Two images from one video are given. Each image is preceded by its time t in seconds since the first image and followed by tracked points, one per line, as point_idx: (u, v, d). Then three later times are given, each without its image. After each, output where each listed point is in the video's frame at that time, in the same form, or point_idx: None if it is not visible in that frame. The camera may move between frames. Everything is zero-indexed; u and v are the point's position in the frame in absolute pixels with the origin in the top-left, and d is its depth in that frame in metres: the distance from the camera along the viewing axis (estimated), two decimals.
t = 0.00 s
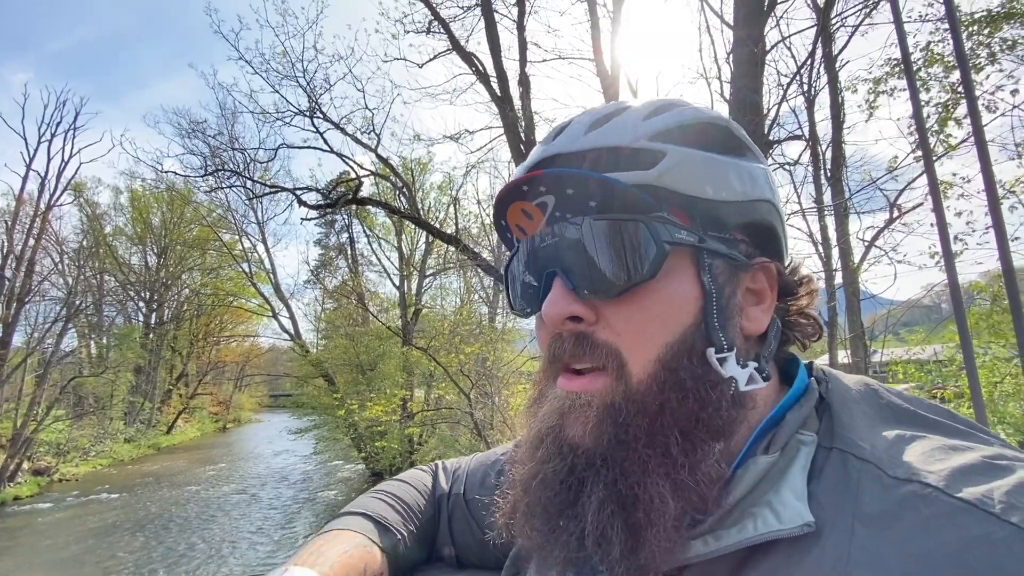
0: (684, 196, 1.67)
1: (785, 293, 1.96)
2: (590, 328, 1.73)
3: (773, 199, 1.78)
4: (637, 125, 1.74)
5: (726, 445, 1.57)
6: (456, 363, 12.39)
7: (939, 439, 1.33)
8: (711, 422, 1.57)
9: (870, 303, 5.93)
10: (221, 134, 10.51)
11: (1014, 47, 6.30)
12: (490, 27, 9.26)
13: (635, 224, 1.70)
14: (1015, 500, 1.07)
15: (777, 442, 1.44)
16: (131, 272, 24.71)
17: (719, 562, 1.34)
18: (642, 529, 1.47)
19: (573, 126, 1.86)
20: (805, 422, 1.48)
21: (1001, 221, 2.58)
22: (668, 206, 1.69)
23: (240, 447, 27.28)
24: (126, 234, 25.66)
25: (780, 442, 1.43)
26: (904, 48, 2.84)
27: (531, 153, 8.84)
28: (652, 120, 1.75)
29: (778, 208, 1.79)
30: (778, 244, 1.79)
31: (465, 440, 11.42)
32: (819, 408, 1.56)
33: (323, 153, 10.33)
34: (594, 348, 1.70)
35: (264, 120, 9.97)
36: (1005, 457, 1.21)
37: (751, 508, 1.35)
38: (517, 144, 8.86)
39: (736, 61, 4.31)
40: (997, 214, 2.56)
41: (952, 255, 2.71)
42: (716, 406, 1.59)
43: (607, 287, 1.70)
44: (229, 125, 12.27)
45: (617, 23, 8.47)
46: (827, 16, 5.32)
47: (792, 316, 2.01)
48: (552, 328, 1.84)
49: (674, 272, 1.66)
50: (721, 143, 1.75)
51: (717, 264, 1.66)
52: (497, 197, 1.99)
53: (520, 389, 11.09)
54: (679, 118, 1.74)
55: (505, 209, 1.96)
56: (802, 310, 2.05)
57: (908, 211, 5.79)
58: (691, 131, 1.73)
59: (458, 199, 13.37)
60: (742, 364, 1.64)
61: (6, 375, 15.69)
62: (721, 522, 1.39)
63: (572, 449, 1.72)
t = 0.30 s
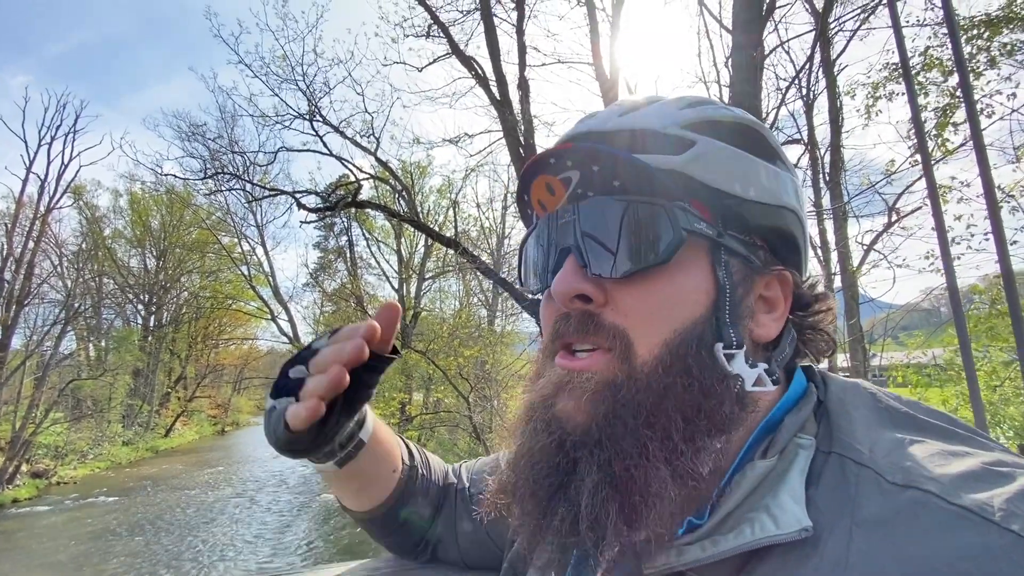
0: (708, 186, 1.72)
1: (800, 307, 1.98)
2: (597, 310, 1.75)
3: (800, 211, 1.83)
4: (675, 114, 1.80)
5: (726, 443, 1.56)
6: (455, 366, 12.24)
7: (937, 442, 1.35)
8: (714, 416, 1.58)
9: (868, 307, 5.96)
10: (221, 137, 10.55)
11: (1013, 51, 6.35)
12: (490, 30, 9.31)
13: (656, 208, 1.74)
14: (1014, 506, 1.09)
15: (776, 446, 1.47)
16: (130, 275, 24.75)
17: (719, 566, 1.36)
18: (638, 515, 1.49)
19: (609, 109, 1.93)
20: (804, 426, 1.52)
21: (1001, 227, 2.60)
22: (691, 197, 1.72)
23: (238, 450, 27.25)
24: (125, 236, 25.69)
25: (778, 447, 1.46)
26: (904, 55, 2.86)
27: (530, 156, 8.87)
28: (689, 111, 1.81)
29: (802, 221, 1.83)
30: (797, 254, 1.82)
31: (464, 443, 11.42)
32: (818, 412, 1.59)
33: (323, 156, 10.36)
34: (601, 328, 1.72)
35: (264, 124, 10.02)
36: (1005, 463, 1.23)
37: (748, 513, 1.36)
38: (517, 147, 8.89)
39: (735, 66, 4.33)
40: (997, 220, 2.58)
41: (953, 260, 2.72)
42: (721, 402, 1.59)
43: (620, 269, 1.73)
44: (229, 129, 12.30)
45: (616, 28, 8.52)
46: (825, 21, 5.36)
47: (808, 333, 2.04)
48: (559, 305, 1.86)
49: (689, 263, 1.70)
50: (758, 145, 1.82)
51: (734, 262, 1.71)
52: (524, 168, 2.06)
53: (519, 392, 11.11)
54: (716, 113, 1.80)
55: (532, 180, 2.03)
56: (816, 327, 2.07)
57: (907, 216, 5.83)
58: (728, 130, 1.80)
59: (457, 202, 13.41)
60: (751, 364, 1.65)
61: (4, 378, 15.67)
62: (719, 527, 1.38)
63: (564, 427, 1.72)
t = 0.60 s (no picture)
0: (679, 189, 1.69)
1: (785, 299, 1.91)
2: (572, 318, 1.74)
3: (783, 200, 1.80)
4: (645, 115, 1.75)
5: (702, 446, 1.58)
6: (455, 368, 12.26)
7: (925, 433, 1.36)
8: (684, 426, 1.57)
9: (868, 310, 5.96)
10: (221, 139, 10.55)
11: (1012, 55, 6.34)
12: (491, 33, 9.32)
13: (624, 216, 1.71)
14: (996, 494, 1.09)
15: (766, 437, 1.47)
16: (130, 277, 24.73)
17: (707, 558, 1.38)
18: (608, 527, 1.50)
19: (578, 113, 1.87)
20: (794, 417, 1.52)
21: (996, 229, 2.59)
22: (664, 202, 1.69)
23: (238, 453, 27.17)
24: (126, 239, 25.67)
25: (769, 438, 1.46)
26: (899, 56, 2.85)
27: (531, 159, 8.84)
28: (661, 110, 1.77)
29: (786, 211, 1.80)
30: (782, 246, 1.80)
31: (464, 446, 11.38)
32: (808, 403, 1.60)
33: (323, 159, 10.35)
34: (575, 338, 1.71)
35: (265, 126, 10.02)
36: (989, 452, 1.24)
37: (739, 503, 1.36)
38: (517, 149, 8.89)
39: (734, 68, 4.31)
40: (992, 222, 2.57)
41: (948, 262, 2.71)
42: (690, 410, 1.59)
43: (592, 280, 1.72)
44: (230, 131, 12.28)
45: (617, 31, 8.51)
46: (824, 25, 5.35)
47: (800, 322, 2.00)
48: (536, 314, 1.86)
49: (661, 267, 1.68)
50: (735, 137, 1.79)
51: (710, 263, 1.67)
52: (498, 178, 2.01)
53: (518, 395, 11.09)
54: (686, 108, 1.76)
55: (504, 191, 1.97)
56: (805, 318, 2.01)
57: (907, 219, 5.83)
58: (701, 124, 1.76)
59: (458, 204, 13.40)
60: (726, 366, 1.64)
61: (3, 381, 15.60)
62: (709, 519, 1.39)
63: (543, 439, 1.73)
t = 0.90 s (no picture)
0: (699, 196, 1.66)
1: (800, 311, 1.86)
2: (587, 313, 1.77)
3: (806, 214, 1.75)
4: (667, 123, 1.73)
5: (707, 444, 1.55)
6: (456, 369, 12.30)
7: (932, 440, 1.30)
8: (689, 422, 1.56)
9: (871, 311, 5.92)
10: (224, 141, 10.62)
11: (1015, 58, 6.35)
12: (493, 36, 9.37)
13: (642, 218, 1.71)
14: (1002, 503, 1.06)
15: (771, 442, 1.43)
16: (133, 278, 24.84)
17: (714, 558, 1.31)
18: (609, 508, 1.54)
19: (606, 118, 1.87)
20: (800, 424, 1.47)
21: (1000, 232, 2.59)
22: (681, 207, 1.68)
23: (240, 454, 27.25)
24: (129, 240, 25.78)
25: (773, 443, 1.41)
26: (904, 60, 2.86)
27: (532, 161, 8.85)
28: (685, 119, 1.73)
29: (808, 225, 1.74)
30: (801, 258, 1.75)
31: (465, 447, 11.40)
32: (813, 411, 1.53)
33: (325, 161, 10.41)
34: (587, 331, 1.74)
35: (268, 128, 10.08)
36: (996, 459, 1.20)
37: (744, 507, 1.32)
38: (519, 152, 8.94)
39: (737, 70, 4.32)
40: (996, 225, 2.57)
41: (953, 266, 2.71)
42: (695, 406, 1.57)
43: (609, 275, 1.72)
44: (232, 133, 12.33)
45: (618, 33, 8.54)
46: (826, 26, 5.36)
47: (813, 333, 1.93)
48: (554, 306, 1.89)
49: (674, 268, 1.67)
50: (757, 150, 1.74)
51: (724, 268, 1.65)
52: (527, 176, 2.04)
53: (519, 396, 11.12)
54: (713, 118, 1.71)
55: (530, 189, 2.00)
56: (823, 329, 1.96)
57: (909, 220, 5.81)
58: (726, 136, 1.72)
59: (460, 206, 13.43)
60: (736, 368, 1.60)
61: (7, 381, 15.73)
62: (714, 521, 1.34)
63: (552, 422, 1.77)
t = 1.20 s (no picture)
0: (700, 189, 1.66)
1: (806, 309, 1.78)
2: (588, 306, 1.77)
3: (813, 212, 1.72)
4: (671, 118, 1.74)
5: (707, 440, 1.53)
6: (458, 369, 12.31)
7: (940, 441, 1.29)
8: (685, 415, 1.55)
9: (874, 311, 5.91)
10: (227, 141, 10.63)
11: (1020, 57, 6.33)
12: (495, 35, 9.36)
13: (641, 212, 1.73)
14: (1014, 505, 1.05)
15: (776, 443, 1.41)
16: (135, 278, 24.89)
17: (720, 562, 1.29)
18: (601, 499, 1.55)
19: (612, 116, 1.90)
20: (805, 424, 1.45)
21: (1005, 231, 2.58)
22: (683, 201, 1.68)
23: (243, 453, 27.29)
24: (132, 239, 25.82)
25: (779, 444, 1.39)
26: (908, 58, 2.85)
27: (534, 161, 8.85)
28: (689, 114, 1.74)
29: (814, 222, 1.71)
30: (806, 257, 1.73)
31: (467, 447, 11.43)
32: (818, 411, 1.51)
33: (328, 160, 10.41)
34: (586, 323, 1.75)
35: (270, 128, 10.08)
36: (1007, 462, 1.19)
37: (749, 507, 1.30)
38: (521, 151, 8.92)
39: (739, 70, 4.33)
40: (1001, 224, 2.56)
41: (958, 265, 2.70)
42: (694, 399, 1.55)
43: (609, 267, 1.73)
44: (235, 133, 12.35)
45: (620, 33, 8.53)
46: (829, 26, 5.35)
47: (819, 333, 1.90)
48: (557, 301, 1.90)
49: (674, 261, 1.67)
50: (762, 148, 1.71)
51: (727, 263, 1.64)
52: (535, 175, 2.08)
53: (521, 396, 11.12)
54: (715, 115, 1.72)
55: (539, 186, 2.05)
56: (830, 329, 1.93)
57: (913, 220, 5.80)
58: (730, 132, 1.71)
59: (462, 205, 13.42)
60: (734, 363, 1.58)
61: (10, 380, 15.76)
62: (717, 523, 1.33)
63: (550, 417, 1.77)
